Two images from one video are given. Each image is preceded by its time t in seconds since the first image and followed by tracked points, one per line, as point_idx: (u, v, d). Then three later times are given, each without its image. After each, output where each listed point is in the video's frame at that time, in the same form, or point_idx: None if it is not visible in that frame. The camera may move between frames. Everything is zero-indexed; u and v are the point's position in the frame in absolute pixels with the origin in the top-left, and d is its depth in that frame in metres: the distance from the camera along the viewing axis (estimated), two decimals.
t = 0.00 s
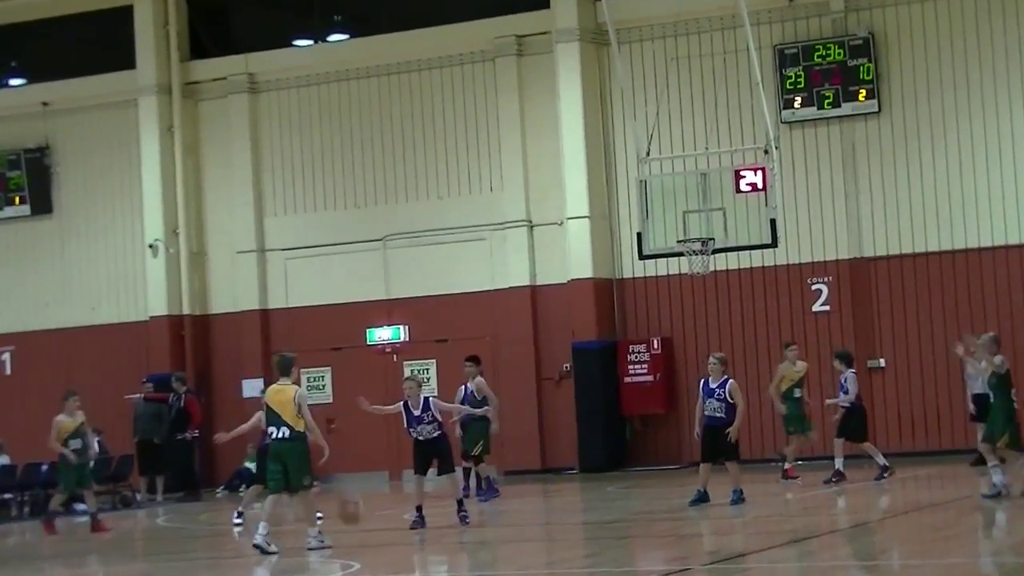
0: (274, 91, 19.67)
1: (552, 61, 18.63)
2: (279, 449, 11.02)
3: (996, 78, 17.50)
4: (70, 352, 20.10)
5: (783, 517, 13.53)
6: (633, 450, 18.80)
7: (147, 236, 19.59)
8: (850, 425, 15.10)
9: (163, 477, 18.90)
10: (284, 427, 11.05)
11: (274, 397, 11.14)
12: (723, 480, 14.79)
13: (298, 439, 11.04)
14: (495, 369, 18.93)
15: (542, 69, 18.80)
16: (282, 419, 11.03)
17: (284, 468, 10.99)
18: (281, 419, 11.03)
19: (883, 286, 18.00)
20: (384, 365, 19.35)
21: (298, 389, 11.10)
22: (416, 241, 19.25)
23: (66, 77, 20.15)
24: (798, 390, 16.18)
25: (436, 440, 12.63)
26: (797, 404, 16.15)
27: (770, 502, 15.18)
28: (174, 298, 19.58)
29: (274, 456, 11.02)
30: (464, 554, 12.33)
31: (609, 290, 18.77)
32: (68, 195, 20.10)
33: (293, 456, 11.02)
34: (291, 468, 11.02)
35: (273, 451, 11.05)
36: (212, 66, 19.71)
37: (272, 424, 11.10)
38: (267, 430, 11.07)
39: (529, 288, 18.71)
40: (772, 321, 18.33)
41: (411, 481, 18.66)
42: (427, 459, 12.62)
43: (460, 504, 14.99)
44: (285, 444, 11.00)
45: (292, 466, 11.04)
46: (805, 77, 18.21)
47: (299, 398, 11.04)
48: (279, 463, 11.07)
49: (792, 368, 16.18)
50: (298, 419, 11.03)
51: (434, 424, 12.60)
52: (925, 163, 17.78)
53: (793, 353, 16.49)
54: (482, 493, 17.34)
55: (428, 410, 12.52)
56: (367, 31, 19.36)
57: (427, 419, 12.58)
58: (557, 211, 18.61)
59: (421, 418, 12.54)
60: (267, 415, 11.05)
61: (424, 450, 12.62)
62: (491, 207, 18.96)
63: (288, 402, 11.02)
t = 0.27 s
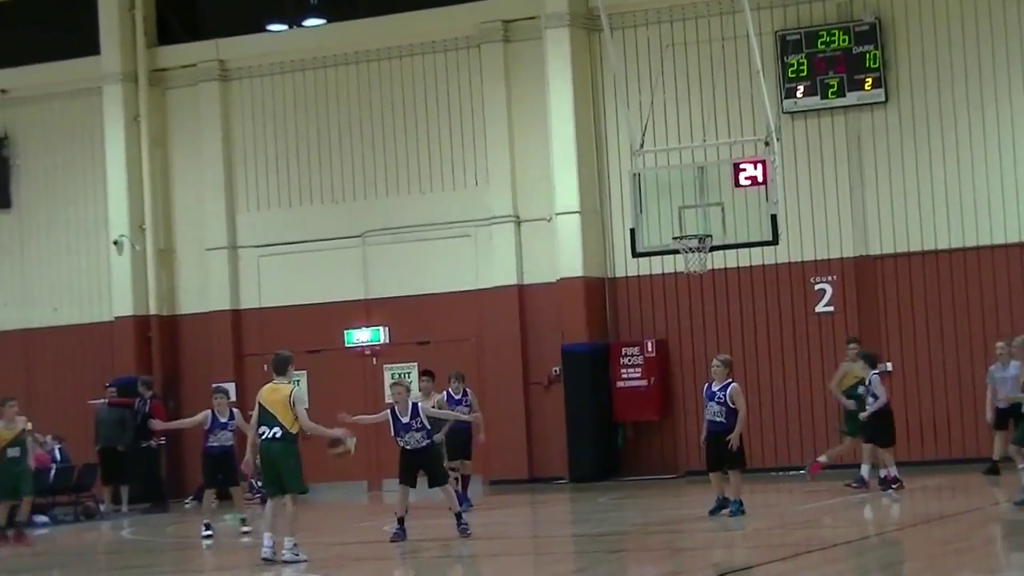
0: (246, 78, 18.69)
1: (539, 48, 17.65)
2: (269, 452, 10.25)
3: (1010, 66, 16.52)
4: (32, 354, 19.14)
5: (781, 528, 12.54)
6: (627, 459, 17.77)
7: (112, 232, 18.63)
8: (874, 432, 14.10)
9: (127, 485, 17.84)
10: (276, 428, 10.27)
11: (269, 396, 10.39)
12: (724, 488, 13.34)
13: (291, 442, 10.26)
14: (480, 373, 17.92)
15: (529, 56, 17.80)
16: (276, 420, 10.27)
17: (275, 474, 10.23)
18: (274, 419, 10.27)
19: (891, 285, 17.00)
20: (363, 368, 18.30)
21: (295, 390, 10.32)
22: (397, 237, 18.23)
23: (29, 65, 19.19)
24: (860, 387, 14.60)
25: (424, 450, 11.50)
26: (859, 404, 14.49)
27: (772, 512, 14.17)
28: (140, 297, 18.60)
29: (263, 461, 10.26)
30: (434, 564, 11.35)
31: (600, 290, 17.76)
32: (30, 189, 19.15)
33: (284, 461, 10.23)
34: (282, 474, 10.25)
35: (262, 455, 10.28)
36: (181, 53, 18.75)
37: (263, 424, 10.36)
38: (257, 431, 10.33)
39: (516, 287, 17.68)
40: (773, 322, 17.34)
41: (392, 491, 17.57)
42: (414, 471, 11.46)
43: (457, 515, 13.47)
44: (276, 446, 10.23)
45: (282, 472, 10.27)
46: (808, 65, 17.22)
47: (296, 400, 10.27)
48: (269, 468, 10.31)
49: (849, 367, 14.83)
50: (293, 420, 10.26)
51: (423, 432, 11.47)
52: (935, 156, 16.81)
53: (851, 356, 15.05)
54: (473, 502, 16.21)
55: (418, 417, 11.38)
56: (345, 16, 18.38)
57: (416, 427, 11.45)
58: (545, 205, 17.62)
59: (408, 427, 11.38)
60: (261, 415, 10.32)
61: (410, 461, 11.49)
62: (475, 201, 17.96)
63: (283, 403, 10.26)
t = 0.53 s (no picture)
0: (223, 67, 18.27)
1: (522, 36, 17.23)
2: (258, 453, 9.72)
3: (1005, 56, 16.11)
4: (6, 348, 18.78)
5: (770, 528, 12.13)
6: (614, 458, 17.35)
7: (85, 223, 18.23)
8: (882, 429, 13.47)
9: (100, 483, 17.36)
10: (265, 427, 9.73)
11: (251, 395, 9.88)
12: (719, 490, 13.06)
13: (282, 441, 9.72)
14: (462, 370, 17.48)
15: (513, 45, 17.35)
16: (263, 419, 9.76)
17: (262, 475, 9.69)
18: (261, 419, 9.74)
19: (882, 281, 16.60)
20: (342, 364, 17.84)
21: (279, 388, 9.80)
22: (377, 230, 17.78)
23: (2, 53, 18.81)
24: (909, 381, 13.77)
25: (417, 449, 10.85)
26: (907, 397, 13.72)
27: (762, 509, 13.77)
28: (113, 291, 18.21)
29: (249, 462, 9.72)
30: (408, 564, 10.92)
31: (586, 284, 17.33)
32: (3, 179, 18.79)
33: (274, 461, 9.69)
34: (271, 475, 9.71)
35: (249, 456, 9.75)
36: (156, 40, 18.35)
37: (251, 425, 9.83)
38: (245, 431, 9.81)
39: (500, 282, 17.24)
40: (762, 319, 16.93)
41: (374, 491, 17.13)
42: (405, 472, 10.82)
43: (440, 517, 12.81)
44: (265, 446, 9.72)
45: (270, 473, 9.73)
46: (799, 54, 16.80)
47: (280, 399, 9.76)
48: (258, 468, 9.79)
49: (901, 356, 13.94)
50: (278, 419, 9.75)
51: (416, 431, 10.82)
52: (929, 148, 16.39)
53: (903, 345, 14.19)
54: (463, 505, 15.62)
55: (411, 415, 10.74)
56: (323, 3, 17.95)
57: (409, 425, 10.79)
58: (529, 198, 17.20)
59: (401, 424, 10.74)
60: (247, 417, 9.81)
61: (402, 460, 10.84)
62: (458, 192, 17.52)
63: (267, 403, 9.76)
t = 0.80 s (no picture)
0: (214, 67, 18.27)
1: (512, 35, 17.23)
2: (256, 451, 9.71)
3: (995, 55, 16.11)
4: None
5: (758, 527, 12.10)
6: (605, 458, 17.34)
7: (76, 223, 18.23)
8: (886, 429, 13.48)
9: (90, 483, 17.34)
10: (262, 425, 9.71)
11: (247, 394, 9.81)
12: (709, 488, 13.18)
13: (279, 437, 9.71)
14: (453, 369, 17.47)
15: (503, 44, 17.35)
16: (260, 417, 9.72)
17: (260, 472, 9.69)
18: (258, 416, 9.72)
19: (873, 280, 16.59)
20: (333, 364, 17.83)
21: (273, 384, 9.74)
22: (368, 229, 17.77)
23: None
24: (934, 386, 13.57)
25: (399, 451, 10.85)
26: (931, 401, 13.58)
27: (751, 508, 13.74)
28: (104, 290, 18.22)
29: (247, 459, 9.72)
30: (395, 564, 10.90)
31: (577, 284, 17.31)
32: None
33: (271, 458, 9.69)
34: (270, 472, 9.72)
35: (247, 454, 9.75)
36: (147, 40, 18.36)
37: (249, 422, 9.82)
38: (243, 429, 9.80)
39: (491, 281, 17.23)
40: (753, 319, 16.92)
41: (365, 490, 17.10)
42: (387, 473, 10.83)
43: (428, 516, 12.76)
44: (263, 443, 9.71)
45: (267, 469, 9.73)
46: (789, 54, 16.80)
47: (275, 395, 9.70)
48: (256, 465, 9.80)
49: (926, 360, 13.66)
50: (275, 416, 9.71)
51: (398, 433, 10.82)
52: (919, 147, 16.38)
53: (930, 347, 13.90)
54: (454, 505, 15.58)
55: (393, 417, 10.76)
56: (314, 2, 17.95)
57: (391, 427, 10.80)
58: (519, 197, 17.19)
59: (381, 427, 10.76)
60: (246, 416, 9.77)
61: (384, 461, 10.84)
62: (448, 191, 17.51)
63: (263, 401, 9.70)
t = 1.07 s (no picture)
0: (210, 66, 18.28)
1: (508, 35, 17.23)
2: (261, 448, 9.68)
3: (991, 55, 16.12)
4: None
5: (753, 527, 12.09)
6: (601, 457, 17.35)
7: (71, 221, 18.24)
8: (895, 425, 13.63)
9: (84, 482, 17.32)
10: (270, 423, 9.68)
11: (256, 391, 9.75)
12: (705, 489, 13.24)
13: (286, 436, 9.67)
14: (449, 369, 17.47)
15: (499, 44, 17.36)
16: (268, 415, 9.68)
17: (265, 469, 9.66)
18: (266, 414, 9.69)
19: (869, 280, 16.61)
20: (329, 363, 17.83)
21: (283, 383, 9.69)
22: (364, 228, 17.77)
23: None
24: (955, 378, 13.62)
25: (387, 447, 10.85)
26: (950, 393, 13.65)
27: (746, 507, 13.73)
28: (99, 289, 18.22)
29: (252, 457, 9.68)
30: (390, 563, 10.88)
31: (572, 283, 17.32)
32: None
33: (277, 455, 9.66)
34: (275, 469, 9.69)
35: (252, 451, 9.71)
36: (143, 39, 18.37)
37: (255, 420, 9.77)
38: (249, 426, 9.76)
39: (486, 281, 17.23)
40: (749, 318, 16.93)
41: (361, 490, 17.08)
42: (380, 471, 10.82)
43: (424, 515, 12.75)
44: (269, 440, 9.68)
45: (272, 467, 9.70)
46: (785, 53, 16.81)
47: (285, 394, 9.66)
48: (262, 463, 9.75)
49: (952, 352, 13.72)
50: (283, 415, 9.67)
51: (387, 430, 10.82)
52: (915, 146, 16.39)
53: (957, 340, 13.94)
54: (450, 504, 15.56)
55: (381, 414, 10.76)
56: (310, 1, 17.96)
57: (379, 424, 10.80)
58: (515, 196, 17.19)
59: (371, 423, 10.76)
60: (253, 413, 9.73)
61: (369, 457, 10.84)
62: (444, 190, 17.52)
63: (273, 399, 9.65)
